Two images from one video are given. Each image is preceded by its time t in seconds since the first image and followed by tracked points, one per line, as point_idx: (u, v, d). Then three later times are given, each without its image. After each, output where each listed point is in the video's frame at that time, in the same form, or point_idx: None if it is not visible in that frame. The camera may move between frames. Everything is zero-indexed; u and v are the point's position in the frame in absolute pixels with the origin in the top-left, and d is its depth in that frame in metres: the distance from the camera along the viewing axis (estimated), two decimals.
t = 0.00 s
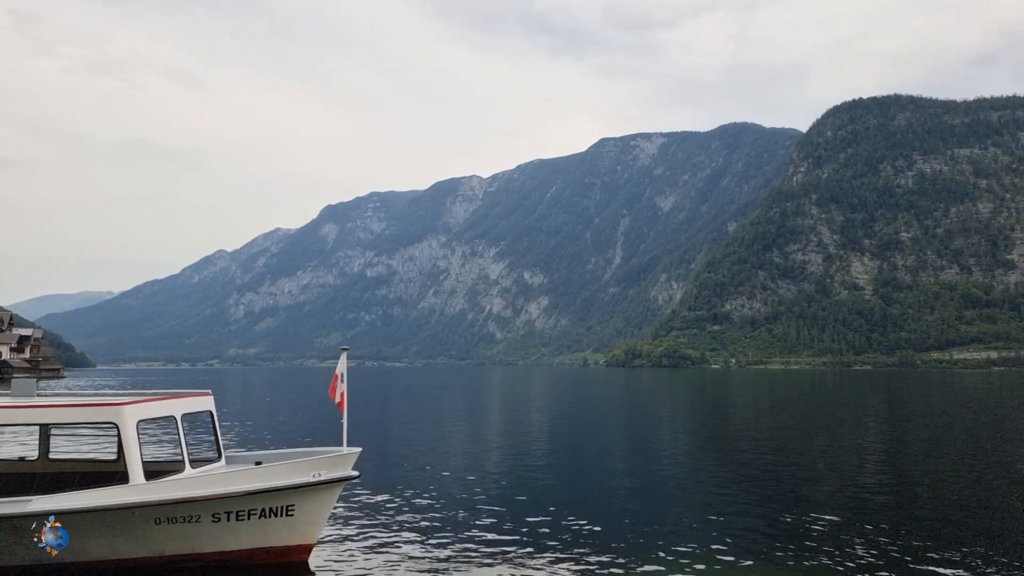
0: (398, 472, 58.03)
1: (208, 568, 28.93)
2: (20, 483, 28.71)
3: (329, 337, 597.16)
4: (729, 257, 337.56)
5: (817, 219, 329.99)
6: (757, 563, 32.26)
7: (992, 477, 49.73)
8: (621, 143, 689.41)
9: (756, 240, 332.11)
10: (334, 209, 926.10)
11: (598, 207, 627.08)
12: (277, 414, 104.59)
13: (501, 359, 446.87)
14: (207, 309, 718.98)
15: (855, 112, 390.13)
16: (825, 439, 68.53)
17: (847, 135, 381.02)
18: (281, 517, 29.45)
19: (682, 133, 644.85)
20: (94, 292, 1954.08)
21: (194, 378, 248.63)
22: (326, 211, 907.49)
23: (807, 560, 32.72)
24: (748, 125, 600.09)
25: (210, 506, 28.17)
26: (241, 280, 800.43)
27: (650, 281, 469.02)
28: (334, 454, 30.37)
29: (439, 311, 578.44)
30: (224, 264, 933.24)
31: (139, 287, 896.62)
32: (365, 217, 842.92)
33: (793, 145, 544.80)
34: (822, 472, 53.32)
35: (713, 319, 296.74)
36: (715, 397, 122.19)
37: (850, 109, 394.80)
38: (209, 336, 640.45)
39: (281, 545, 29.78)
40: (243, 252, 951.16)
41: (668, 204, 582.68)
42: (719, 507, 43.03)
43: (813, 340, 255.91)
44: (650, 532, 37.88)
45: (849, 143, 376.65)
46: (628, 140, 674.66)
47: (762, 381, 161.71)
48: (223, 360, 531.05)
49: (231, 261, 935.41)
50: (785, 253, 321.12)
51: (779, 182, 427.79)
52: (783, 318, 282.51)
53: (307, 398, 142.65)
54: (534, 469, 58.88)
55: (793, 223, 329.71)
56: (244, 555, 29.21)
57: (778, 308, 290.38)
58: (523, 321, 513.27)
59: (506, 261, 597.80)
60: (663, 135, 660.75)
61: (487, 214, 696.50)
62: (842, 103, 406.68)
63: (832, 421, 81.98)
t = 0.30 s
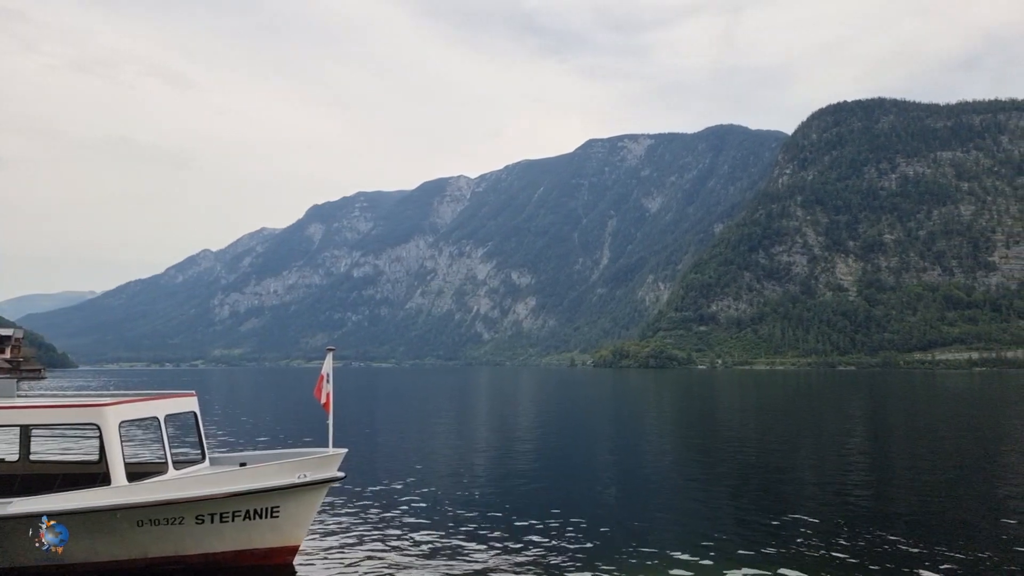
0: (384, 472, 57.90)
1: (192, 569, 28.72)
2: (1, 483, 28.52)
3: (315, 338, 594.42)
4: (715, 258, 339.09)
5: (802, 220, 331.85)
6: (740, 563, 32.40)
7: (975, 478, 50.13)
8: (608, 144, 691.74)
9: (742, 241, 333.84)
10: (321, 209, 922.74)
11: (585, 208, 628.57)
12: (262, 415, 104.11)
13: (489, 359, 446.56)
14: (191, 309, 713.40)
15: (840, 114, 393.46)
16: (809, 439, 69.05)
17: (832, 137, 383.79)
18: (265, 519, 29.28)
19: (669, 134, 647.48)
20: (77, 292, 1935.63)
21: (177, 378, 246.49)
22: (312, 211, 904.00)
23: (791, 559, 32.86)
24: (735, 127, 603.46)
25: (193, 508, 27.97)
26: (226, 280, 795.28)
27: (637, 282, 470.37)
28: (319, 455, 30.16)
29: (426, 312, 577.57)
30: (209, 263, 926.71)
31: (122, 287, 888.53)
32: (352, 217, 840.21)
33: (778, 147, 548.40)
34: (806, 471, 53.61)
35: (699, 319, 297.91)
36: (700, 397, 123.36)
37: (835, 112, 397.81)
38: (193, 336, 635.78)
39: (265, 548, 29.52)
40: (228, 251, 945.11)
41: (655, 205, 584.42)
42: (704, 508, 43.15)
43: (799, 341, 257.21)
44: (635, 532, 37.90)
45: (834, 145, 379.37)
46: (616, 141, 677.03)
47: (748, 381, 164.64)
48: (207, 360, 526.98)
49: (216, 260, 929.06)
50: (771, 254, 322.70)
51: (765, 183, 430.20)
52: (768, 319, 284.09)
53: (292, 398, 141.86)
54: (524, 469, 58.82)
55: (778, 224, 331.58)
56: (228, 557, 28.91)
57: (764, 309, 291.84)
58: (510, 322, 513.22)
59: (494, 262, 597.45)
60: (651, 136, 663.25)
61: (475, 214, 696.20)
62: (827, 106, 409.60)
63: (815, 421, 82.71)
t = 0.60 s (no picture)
0: (369, 473, 57.66)
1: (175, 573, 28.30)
2: None
3: (301, 338, 590.97)
4: (702, 259, 340.24)
5: (788, 221, 333.45)
6: (728, 563, 32.31)
7: (962, 478, 50.04)
8: (596, 145, 693.96)
9: (728, 242, 335.30)
10: (308, 209, 919.05)
11: (573, 209, 629.89)
12: (247, 416, 103.62)
13: (476, 360, 445.75)
14: (176, 309, 707.56)
15: (825, 117, 396.30)
16: (793, 439, 69.31)
17: (817, 139, 386.39)
18: (250, 519, 28.97)
19: (657, 136, 650.10)
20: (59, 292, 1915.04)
21: (161, 379, 243.66)
22: (299, 210, 900.20)
23: (779, 559, 32.73)
24: (722, 129, 606.64)
25: (177, 509, 27.70)
26: (212, 279, 789.84)
27: (625, 282, 471.53)
28: (306, 456, 29.90)
29: (414, 312, 576.37)
30: (195, 263, 920.35)
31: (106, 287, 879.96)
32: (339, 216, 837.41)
33: (765, 149, 551.50)
34: (790, 472, 53.70)
35: (686, 320, 298.80)
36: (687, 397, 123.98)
37: (820, 114, 400.68)
38: (178, 336, 630.90)
39: (250, 549, 29.21)
40: (214, 251, 938.71)
41: (643, 206, 586.41)
42: (691, 507, 43.11)
43: (784, 341, 258.37)
44: (624, 532, 37.75)
45: (819, 147, 382.05)
46: (603, 142, 679.03)
47: (734, 381, 165.73)
48: (193, 360, 522.72)
49: (201, 260, 922.05)
50: (757, 255, 324.05)
51: (752, 185, 432.29)
52: (754, 319, 285.22)
53: (277, 399, 141.01)
54: (510, 470, 58.67)
55: (765, 225, 333.17)
56: (212, 559, 28.57)
57: (750, 309, 293.02)
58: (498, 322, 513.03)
59: (482, 262, 596.79)
60: (639, 137, 665.57)
61: (463, 215, 695.56)
62: (813, 108, 412.23)
63: (800, 421, 83.00)
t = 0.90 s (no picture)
0: (356, 473, 57.47)
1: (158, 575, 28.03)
2: None
3: (287, 338, 587.86)
4: (688, 259, 341.65)
5: (773, 222, 335.46)
6: (712, 563, 32.37)
7: (946, 479, 50.29)
8: (583, 145, 695.29)
9: (714, 243, 336.95)
10: (293, 208, 914.19)
11: (560, 209, 630.63)
12: (232, 416, 102.90)
13: (463, 360, 445.16)
14: (160, 309, 701.87)
15: (810, 118, 399.40)
16: (779, 439, 69.45)
17: (802, 140, 389.11)
18: (233, 522, 28.65)
19: (643, 137, 652.28)
20: (41, 292, 1895.80)
21: (144, 381, 241.21)
22: (285, 209, 895.54)
23: (764, 559, 32.84)
24: (708, 130, 609.37)
25: (158, 511, 27.37)
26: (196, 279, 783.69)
27: (612, 283, 472.58)
28: (289, 458, 29.64)
29: (401, 312, 574.78)
30: (179, 262, 913.65)
31: (88, 286, 871.27)
32: (325, 215, 833.67)
33: (750, 151, 554.62)
34: (777, 472, 53.84)
35: (672, 320, 299.72)
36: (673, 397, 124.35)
37: (805, 116, 403.57)
38: (162, 336, 625.42)
39: (233, 552, 28.89)
40: (198, 250, 932.08)
41: (630, 207, 587.94)
42: (678, 507, 43.20)
43: (769, 341, 259.90)
44: (611, 532, 37.68)
45: (804, 148, 384.84)
46: (590, 143, 680.70)
47: (720, 381, 166.39)
48: (176, 361, 518.39)
49: (185, 259, 915.31)
50: (742, 255, 325.77)
51: (738, 186, 434.52)
52: (740, 319, 286.63)
53: (262, 400, 140.15)
54: (497, 470, 58.56)
55: (750, 226, 335.06)
56: (196, 562, 28.24)
57: (736, 309, 294.42)
58: (485, 322, 512.54)
59: (469, 262, 595.97)
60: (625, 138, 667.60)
61: (450, 215, 694.42)
62: (798, 110, 414.98)
63: (786, 421, 83.26)
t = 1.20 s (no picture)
0: (342, 474, 57.34)
1: None
2: None
3: (272, 338, 584.52)
4: (675, 260, 342.77)
5: (759, 223, 337.51)
6: (699, 562, 32.59)
7: (931, 478, 50.80)
8: (570, 146, 697.16)
9: (700, 244, 338.50)
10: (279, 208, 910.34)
11: (547, 209, 631.80)
12: (216, 417, 102.23)
13: (449, 360, 444.39)
14: (143, 309, 695.14)
15: (795, 121, 402.41)
16: (765, 439, 69.95)
17: (787, 143, 392.01)
18: (217, 523, 28.48)
19: (630, 138, 654.99)
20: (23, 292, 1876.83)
21: (127, 382, 239.23)
22: (271, 209, 891.64)
23: (750, 557, 33.11)
24: (694, 132, 612.59)
25: (141, 513, 27.17)
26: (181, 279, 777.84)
27: (599, 283, 473.49)
28: (275, 457, 29.52)
29: (387, 312, 572.98)
30: (163, 261, 907.04)
31: (71, 286, 862.52)
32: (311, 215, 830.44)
33: (736, 152, 557.30)
34: (763, 471, 54.21)
35: (659, 321, 300.57)
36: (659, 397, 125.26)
37: (790, 118, 406.67)
38: (145, 336, 619.97)
39: (218, 554, 28.67)
40: (182, 250, 925.31)
41: (617, 208, 589.66)
42: (665, 507, 43.39)
43: (755, 342, 261.27)
44: (597, 533, 37.75)
45: (789, 151, 387.65)
46: (577, 144, 682.84)
47: (706, 381, 167.71)
48: (160, 361, 513.94)
49: (169, 258, 908.60)
50: (728, 256, 327.34)
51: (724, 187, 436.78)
52: (726, 320, 287.87)
53: (247, 400, 139.30)
54: (483, 471, 58.44)
55: (736, 228, 336.86)
56: (181, 563, 28.04)
57: (722, 310, 295.70)
58: (472, 322, 511.93)
59: (456, 262, 595.23)
60: (612, 139, 670.11)
61: (437, 214, 693.42)
62: (783, 113, 417.98)
63: (773, 421, 83.87)
